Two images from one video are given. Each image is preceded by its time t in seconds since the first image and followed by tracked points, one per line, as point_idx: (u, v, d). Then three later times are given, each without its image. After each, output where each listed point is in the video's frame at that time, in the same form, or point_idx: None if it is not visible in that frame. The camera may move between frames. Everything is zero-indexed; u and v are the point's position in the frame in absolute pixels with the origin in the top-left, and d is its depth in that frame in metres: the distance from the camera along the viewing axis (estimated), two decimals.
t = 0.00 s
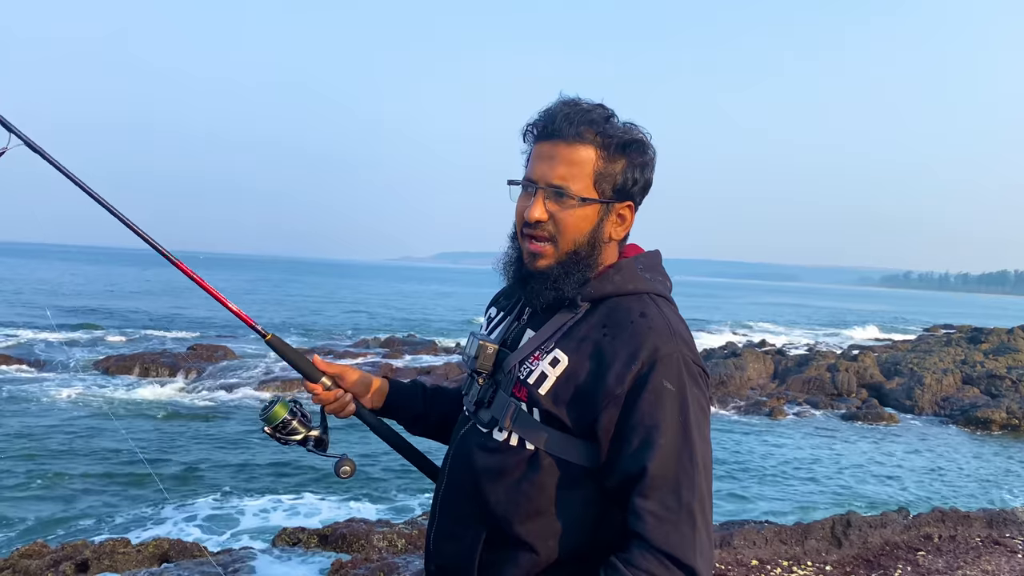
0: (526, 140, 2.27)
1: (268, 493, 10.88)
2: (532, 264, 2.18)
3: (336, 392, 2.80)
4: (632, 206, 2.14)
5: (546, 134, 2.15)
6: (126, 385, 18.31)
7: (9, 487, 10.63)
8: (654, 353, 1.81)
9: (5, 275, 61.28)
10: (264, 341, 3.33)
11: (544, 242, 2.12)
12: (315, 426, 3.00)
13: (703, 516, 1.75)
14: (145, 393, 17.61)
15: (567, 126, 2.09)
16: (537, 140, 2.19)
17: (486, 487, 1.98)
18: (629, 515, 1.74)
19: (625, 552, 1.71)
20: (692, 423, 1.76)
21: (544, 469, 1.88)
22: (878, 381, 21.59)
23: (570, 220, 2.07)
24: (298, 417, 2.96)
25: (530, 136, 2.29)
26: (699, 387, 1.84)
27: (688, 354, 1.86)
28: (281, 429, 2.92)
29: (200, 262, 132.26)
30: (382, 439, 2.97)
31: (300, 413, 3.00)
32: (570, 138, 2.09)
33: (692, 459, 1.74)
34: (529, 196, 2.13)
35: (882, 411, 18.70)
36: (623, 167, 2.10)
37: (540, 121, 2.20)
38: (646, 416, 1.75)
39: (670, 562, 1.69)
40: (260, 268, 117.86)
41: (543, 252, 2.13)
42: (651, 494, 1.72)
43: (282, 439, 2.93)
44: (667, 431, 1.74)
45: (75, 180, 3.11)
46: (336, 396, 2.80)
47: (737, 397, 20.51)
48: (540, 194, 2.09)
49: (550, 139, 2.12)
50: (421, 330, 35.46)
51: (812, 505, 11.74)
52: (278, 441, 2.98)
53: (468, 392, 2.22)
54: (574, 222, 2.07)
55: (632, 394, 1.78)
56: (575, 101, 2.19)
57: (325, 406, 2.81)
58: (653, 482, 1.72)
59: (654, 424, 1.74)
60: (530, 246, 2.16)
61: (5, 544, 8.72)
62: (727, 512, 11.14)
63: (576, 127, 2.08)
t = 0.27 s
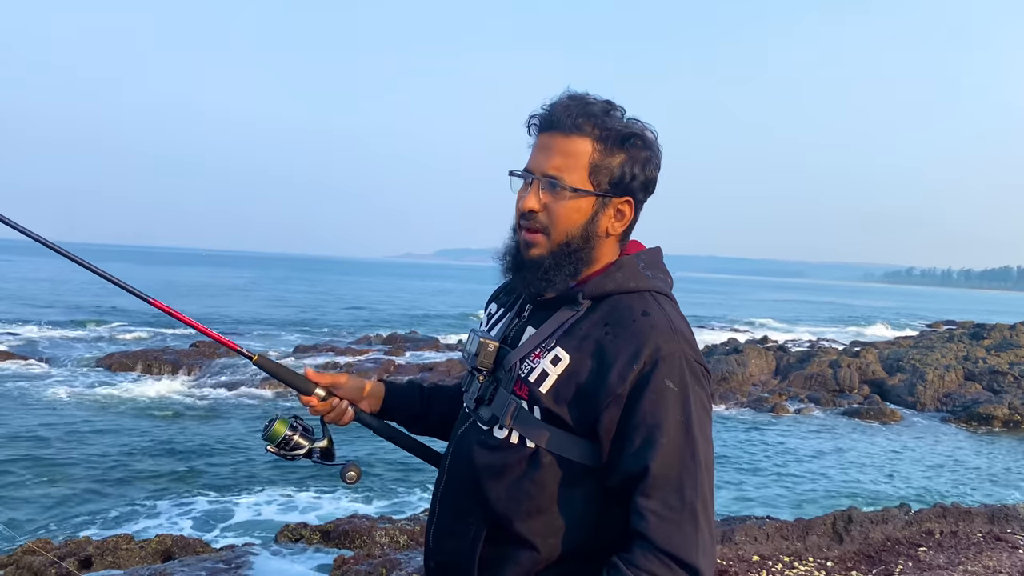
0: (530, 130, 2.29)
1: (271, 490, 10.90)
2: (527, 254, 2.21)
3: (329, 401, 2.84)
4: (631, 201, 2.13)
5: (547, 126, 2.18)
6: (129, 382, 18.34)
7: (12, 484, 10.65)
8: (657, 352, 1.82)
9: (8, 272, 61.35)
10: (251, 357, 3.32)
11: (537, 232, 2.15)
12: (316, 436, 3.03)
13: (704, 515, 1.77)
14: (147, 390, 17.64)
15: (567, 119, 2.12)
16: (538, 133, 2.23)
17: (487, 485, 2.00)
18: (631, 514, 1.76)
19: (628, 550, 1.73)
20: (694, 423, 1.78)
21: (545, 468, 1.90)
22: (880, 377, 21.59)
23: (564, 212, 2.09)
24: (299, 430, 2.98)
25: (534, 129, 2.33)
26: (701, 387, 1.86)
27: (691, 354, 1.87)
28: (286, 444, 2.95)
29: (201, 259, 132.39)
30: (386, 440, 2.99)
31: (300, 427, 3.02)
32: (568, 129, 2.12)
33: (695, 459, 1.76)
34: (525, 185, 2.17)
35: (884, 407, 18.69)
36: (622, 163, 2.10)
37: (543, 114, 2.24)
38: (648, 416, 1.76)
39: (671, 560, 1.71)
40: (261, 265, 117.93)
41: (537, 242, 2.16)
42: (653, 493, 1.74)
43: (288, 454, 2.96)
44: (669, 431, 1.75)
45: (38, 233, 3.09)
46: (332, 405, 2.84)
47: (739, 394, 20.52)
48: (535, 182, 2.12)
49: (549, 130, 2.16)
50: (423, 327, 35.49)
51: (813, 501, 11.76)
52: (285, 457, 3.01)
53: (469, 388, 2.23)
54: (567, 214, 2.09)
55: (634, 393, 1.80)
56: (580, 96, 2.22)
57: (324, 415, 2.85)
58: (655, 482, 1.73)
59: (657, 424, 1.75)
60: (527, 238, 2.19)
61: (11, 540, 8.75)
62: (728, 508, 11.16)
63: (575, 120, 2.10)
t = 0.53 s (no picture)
0: (526, 126, 2.30)
1: (274, 488, 10.93)
2: (520, 248, 2.23)
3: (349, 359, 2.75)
4: (623, 198, 2.12)
5: (540, 123, 2.20)
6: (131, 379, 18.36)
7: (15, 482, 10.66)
8: (651, 349, 1.82)
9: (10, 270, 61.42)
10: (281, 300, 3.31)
11: (527, 227, 2.18)
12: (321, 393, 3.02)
13: (699, 512, 1.77)
14: (149, 388, 17.65)
15: (560, 115, 2.13)
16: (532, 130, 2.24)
17: (484, 481, 2.00)
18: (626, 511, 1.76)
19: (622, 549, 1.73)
20: (689, 420, 1.78)
21: (541, 464, 1.90)
22: (882, 374, 21.59)
23: (553, 206, 2.11)
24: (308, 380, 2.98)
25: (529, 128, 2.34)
26: (697, 383, 1.86)
27: (687, 351, 1.87)
28: (290, 390, 2.95)
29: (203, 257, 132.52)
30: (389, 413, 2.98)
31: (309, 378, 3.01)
32: (560, 125, 2.14)
33: (687, 457, 1.77)
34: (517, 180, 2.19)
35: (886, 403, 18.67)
36: (613, 157, 2.10)
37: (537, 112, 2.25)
38: (642, 412, 1.77)
39: (665, 558, 1.71)
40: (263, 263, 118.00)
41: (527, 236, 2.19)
42: (647, 490, 1.74)
43: (289, 398, 2.95)
44: (664, 428, 1.76)
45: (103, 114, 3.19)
46: (348, 363, 2.75)
47: (741, 390, 20.54)
48: (526, 177, 2.14)
49: (541, 125, 2.18)
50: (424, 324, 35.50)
51: (814, 498, 11.76)
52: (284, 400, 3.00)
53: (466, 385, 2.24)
54: (556, 209, 2.10)
55: (629, 390, 1.80)
56: (576, 92, 2.22)
57: (337, 371, 2.76)
58: (648, 479, 1.74)
59: (651, 421, 1.76)
60: (520, 232, 2.21)
61: (14, 536, 8.77)
62: (729, 505, 11.18)
63: (567, 117, 2.12)
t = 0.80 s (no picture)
0: (517, 126, 2.28)
1: (271, 486, 10.94)
2: (517, 250, 2.21)
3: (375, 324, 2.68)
4: (619, 195, 2.13)
5: (533, 123, 2.18)
6: (132, 377, 18.37)
7: (16, 480, 10.68)
8: (641, 346, 1.83)
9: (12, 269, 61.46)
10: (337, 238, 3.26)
11: (524, 230, 2.16)
12: (338, 343, 3.00)
13: (690, 508, 1.77)
14: (151, 386, 17.66)
15: (553, 115, 2.11)
16: (524, 129, 2.22)
17: (479, 479, 2.01)
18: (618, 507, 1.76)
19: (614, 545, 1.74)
20: (680, 415, 1.79)
21: (535, 461, 1.91)
22: (884, 372, 21.58)
23: (552, 209, 2.10)
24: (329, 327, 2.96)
25: (518, 127, 2.32)
26: (688, 378, 1.87)
27: (679, 347, 1.88)
28: (310, 331, 2.93)
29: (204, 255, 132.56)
30: (394, 380, 2.99)
31: (330, 325, 2.98)
32: (556, 125, 2.11)
33: (678, 453, 1.77)
34: (514, 183, 2.17)
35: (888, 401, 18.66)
36: (609, 156, 2.10)
37: (527, 111, 2.22)
38: (633, 409, 1.77)
39: (658, 553, 1.71)
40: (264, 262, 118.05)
41: (524, 239, 2.17)
42: (639, 486, 1.74)
43: (306, 339, 2.94)
44: (654, 423, 1.76)
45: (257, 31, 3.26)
46: (373, 327, 2.68)
47: (742, 388, 20.54)
48: (524, 180, 2.12)
49: (536, 127, 2.15)
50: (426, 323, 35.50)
51: (816, 496, 11.75)
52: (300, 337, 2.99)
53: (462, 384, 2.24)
54: (556, 212, 2.09)
55: (621, 386, 1.80)
56: (565, 90, 2.21)
57: (359, 332, 2.68)
58: (639, 475, 1.74)
59: (641, 417, 1.76)
60: (516, 234, 2.19)
61: (15, 533, 8.78)
62: (730, 503, 11.17)
63: (561, 117, 2.10)
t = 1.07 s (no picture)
0: (531, 119, 2.26)
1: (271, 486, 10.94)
2: (531, 243, 2.18)
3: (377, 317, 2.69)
4: (630, 195, 2.17)
5: (553, 115, 2.16)
6: (133, 376, 18.36)
7: (17, 480, 10.68)
8: (640, 342, 1.83)
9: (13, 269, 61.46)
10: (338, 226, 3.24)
11: (545, 223, 2.12)
12: (339, 333, 3.00)
13: (687, 504, 1.77)
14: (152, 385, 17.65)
15: (578, 110, 2.10)
16: (541, 121, 2.20)
17: (478, 477, 2.01)
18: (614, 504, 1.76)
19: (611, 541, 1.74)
20: (677, 413, 1.78)
21: (533, 459, 1.91)
22: (885, 371, 21.57)
23: (576, 204, 2.09)
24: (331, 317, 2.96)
25: (531, 120, 2.31)
26: (685, 376, 1.87)
27: (676, 344, 1.88)
28: (312, 321, 2.93)
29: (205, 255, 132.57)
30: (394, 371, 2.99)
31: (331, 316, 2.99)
32: (580, 120, 2.11)
33: (675, 450, 1.77)
34: (536, 176, 2.13)
35: (889, 400, 18.64)
36: (628, 156, 2.14)
37: (545, 102, 2.20)
38: (630, 406, 1.77)
39: (653, 552, 1.71)
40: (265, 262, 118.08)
41: (544, 233, 2.13)
42: (636, 483, 1.74)
43: (307, 329, 2.94)
44: (651, 421, 1.76)
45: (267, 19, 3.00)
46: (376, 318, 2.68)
47: (744, 387, 20.54)
48: (550, 174, 2.09)
49: (561, 120, 2.13)
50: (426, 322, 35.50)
51: (817, 495, 11.75)
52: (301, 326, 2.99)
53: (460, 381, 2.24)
54: (580, 207, 2.09)
55: (619, 383, 1.80)
56: (579, 86, 2.21)
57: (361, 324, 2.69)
58: (636, 472, 1.74)
59: (638, 413, 1.76)
60: (531, 227, 2.16)
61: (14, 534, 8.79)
62: (731, 502, 11.17)
63: (588, 111, 2.09)
